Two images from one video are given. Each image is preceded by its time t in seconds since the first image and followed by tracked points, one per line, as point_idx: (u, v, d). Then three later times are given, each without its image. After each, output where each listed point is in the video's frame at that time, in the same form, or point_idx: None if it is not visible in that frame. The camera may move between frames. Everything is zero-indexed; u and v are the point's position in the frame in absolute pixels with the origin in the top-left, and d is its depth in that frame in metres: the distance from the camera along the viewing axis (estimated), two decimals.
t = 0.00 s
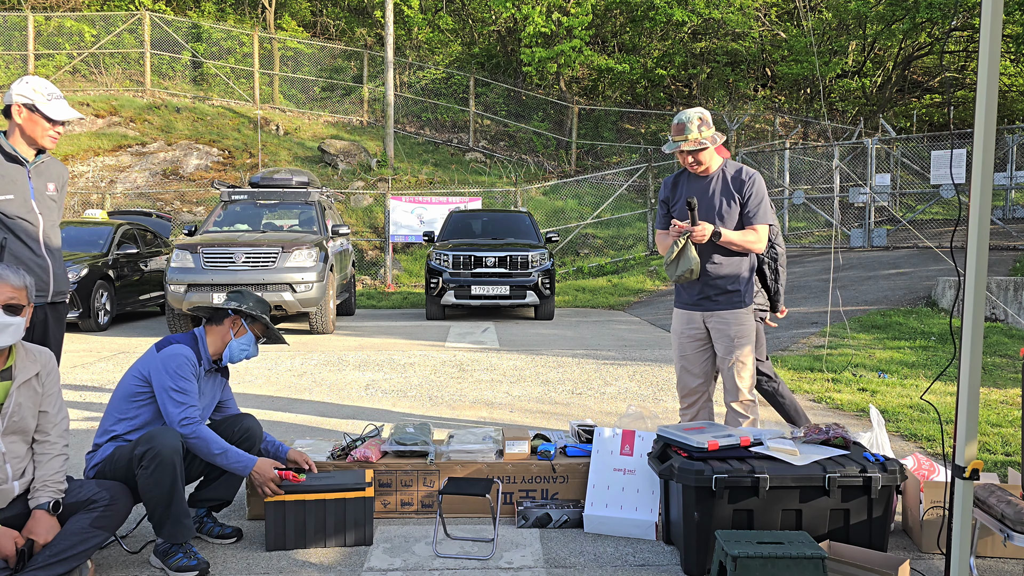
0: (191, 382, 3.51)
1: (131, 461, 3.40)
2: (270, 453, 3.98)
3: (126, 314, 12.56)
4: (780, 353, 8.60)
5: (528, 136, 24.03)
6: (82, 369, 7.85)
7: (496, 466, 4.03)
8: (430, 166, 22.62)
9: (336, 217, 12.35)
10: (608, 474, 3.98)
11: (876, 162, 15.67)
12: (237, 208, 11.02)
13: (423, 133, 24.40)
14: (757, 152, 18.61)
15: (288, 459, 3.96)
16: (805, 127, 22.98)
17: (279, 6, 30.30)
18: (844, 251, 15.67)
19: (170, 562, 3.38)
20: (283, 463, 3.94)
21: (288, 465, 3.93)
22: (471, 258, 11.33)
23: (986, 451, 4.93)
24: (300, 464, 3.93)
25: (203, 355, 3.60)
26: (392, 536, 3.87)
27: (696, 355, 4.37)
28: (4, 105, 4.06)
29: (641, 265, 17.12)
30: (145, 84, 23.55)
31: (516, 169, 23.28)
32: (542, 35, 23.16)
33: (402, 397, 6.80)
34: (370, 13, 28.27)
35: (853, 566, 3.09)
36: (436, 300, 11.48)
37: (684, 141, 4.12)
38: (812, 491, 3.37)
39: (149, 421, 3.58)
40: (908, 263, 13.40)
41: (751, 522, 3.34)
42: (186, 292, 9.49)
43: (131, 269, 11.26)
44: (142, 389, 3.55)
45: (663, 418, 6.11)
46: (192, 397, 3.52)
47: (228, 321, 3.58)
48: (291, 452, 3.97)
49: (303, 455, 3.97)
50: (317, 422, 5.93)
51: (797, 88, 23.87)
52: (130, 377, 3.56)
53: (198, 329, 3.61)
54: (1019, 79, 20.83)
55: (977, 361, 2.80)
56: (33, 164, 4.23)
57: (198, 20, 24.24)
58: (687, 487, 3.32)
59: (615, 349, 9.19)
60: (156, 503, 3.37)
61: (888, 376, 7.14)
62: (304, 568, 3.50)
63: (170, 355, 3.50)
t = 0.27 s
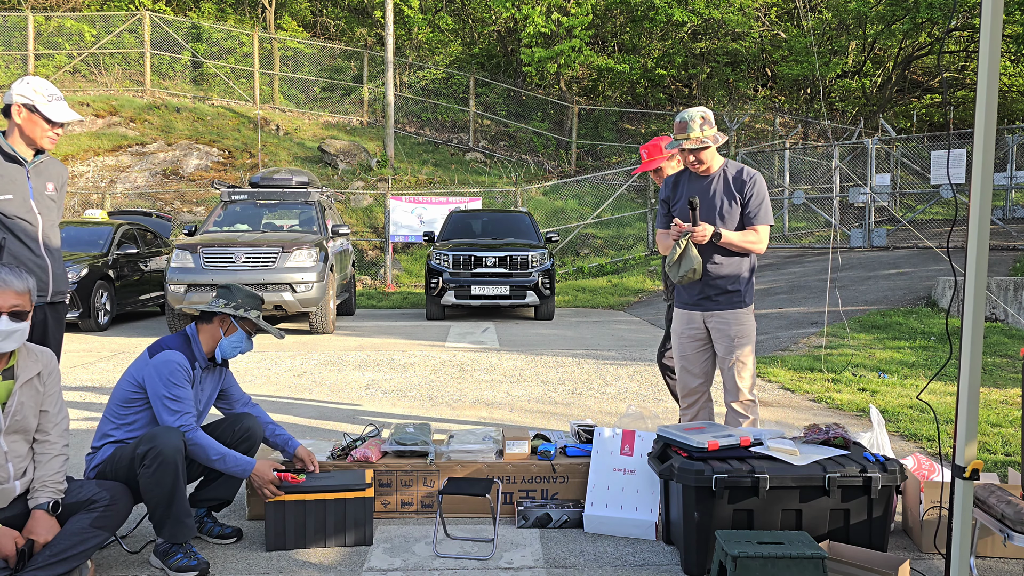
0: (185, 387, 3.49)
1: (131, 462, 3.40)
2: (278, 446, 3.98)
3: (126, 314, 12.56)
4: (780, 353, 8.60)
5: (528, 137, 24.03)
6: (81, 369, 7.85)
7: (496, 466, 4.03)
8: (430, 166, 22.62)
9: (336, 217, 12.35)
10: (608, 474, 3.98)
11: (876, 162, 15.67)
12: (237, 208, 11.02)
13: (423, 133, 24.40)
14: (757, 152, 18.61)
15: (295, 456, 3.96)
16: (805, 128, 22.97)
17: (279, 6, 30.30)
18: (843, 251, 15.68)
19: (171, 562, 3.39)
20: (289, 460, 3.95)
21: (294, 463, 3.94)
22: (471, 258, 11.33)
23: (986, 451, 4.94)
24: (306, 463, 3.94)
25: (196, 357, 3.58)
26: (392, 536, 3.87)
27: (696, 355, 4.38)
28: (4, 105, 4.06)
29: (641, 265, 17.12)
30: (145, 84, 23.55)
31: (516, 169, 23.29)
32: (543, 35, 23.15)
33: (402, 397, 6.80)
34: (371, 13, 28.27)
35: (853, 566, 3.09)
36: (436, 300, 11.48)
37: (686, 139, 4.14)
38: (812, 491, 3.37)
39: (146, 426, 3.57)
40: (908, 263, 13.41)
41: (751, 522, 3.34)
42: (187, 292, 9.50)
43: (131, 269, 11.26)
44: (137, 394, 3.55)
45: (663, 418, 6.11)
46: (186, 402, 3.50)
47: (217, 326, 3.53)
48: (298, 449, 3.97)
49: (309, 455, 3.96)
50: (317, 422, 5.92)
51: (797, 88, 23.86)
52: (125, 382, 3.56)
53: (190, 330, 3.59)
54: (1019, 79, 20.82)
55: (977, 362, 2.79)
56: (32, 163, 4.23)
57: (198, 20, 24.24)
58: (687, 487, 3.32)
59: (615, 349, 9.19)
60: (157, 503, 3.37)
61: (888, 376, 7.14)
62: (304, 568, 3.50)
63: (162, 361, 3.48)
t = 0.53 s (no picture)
0: (177, 392, 3.47)
1: (129, 463, 3.39)
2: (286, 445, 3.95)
3: (126, 315, 12.55)
4: (780, 353, 8.60)
5: (528, 137, 24.03)
6: (81, 369, 7.85)
7: (496, 466, 4.03)
8: (430, 166, 22.62)
9: (336, 217, 12.34)
10: (608, 474, 3.98)
11: (876, 162, 15.66)
12: (237, 208, 11.02)
13: (423, 133, 24.41)
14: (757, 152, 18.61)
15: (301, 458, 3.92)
16: (805, 128, 22.97)
17: (279, 6, 30.30)
18: (843, 251, 15.68)
19: (171, 562, 3.38)
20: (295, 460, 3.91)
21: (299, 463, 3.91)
22: (471, 258, 11.32)
23: (986, 451, 4.94)
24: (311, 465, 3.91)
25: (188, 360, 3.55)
26: (392, 536, 3.87)
27: (697, 355, 4.38)
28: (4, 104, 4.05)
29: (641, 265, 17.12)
30: (145, 84, 23.54)
31: (516, 169, 23.30)
32: (542, 35, 23.14)
33: (402, 397, 6.80)
34: (370, 13, 28.26)
35: (852, 566, 3.09)
36: (436, 300, 11.48)
37: (692, 136, 4.12)
38: (812, 491, 3.37)
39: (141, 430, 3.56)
40: (908, 263, 13.41)
41: (751, 522, 3.34)
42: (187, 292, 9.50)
43: (131, 269, 11.26)
44: (130, 399, 3.53)
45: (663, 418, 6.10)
46: (179, 408, 3.48)
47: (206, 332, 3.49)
48: (304, 449, 3.93)
49: (315, 456, 3.92)
50: (317, 422, 5.92)
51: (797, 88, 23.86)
52: (117, 387, 3.54)
53: (179, 332, 3.55)
54: (1019, 79, 20.83)
55: (977, 362, 2.80)
56: (32, 164, 4.23)
57: (198, 20, 24.23)
58: (687, 487, 3.32)
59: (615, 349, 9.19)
60: (157, 503, 3.37)
61: (888, 376, 7.14)
62: (304, 568, 3.50)
63: (151, 368, 3.45)
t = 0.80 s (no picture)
0: (172, 397, 3.45)
1: (127, 464, 3.39)
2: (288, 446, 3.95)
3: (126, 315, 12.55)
4: (780, 353, 8.60)
5: (528, 136, 24.03)
6: (81, 369, 7.85)
7: (496, 466, 4.03)
8: (430, 166, 22.62)
9: (336, 217, 12.34)
10: (608, 475, 3.98)
11: (876, 162, 15.66)
12: (237, 208, 11.02)
13: (423, 132, 24.43)
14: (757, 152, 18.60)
15: (304, 458, 3.93)
16: (805, 127, 22.98)
17: (279, 6, 30.30)
18: (843, 251, 15.68)
19: (170, 562, 3.38)
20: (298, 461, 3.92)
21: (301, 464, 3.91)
22: (471, 258, 11.32)
23: (986, 451, 4.94)
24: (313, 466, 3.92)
25: (184, 365, 3.52)
26: (392, 536, 3.87)
27: (702, 356, 4.37)
28: (7, 104, 4.05)
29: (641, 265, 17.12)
30: (145, 84, 23.54)
31: (515, 169, 23.30)
32: (542, 35, 23.13)
33: (402, 397, 6.80)
34: (370, 13, 28.25)
35: (852, 566, 3.09)
36: (436, 300, 11.48)
37: (705, 132, 4.11)
38: (812, 491, 3.37)
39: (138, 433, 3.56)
40: (908, 263, 13.41)
41: (751, 523, 3.34)
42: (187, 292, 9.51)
43: (131, 269, 11.26)
44: (126, 403, 3.53)
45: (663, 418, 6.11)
46: (176, 413, 3.47)
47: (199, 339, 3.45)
48: (307, 451, 3.94)
49: (317, 456, 3.94)
50: (317, 422, 5.92)
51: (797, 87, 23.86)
52: (114, 391, 3.54)
53: (174, 335, 3.53)
54: (1019, 79, 20.83)
55: (977, 362, 2.80)
56: (33, 164, 4.22)
57: (197, 20, 24.22)
58: (687, 487, 3.32)
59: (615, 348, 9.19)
60: (155, 504, 3.37)
61: (888, 376, 7.15)
62: (304, 568, 3.50)
63: (145, 373, 3.42)
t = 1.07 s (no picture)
0: (172, 400, 3.45)
1: (127, 464, 3.39)
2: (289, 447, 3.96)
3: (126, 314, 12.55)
4: (780, 353, 8.60)
5: (528, 136, 24.04)
6: (81, 369, 7.85)
7: (496, 466, 4.03)
8: (430, 166, 22.63)
9: (336, 217, 12.35)
10: (608, 474, 3.98)
11: (876, 162, 15.66)
12: (237, 208, 11.03)
13: (423, 133, 24.42)
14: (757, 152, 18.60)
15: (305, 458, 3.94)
16: (805, 128, 22.98)
17: (279, 6, 30.30)
18: (844, 251, 15.68)
19: (170, 562, 3.38)
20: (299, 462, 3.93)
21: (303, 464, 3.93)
22: (471, 258, 11.32)
23: (986, 451, 4.94)
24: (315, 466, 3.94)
25: (183, 367, 3.52)
26: (392, 535, 3.87)
27: (709, 357, 4.36)
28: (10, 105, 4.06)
29: (641, 265, 17.14)
30: (145, 84, 23.55)
31: (516, 169, 23.31)
32: (542, 35, 23.12)
33: (402, 397, 6.80)
34: (371, 13, 28.25)
35: (852, 566, 3.09)
36: (436, 300, 11.48)
37: (719, 128, 4.13)
38: (812, 491, 3.37)
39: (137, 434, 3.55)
40: (908, 263, 13.41)
41: (751, 523, 3.34)
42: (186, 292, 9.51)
43: (131, 269, 11.27)
44: (126, 404, 3.53)
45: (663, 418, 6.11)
46: (176, 415, 3.46)
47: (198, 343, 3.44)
48: (308, 451, 3.95)
49: (319, 456, 3.96)
50: (317, 422, 5.92)
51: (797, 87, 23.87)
52: (113, 392, 3.54)
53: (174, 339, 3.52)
54: (1019, 79, 20.83)
55: (977, 361, 2.80)
56: (36, 164, 4.23)
57: (197, 20, 24.22)
58: (687, 487, 3.32)
59: (615, 349, 9.19)
60: (155, 504, 3.37)
61: (888, 376, 7.15)
62: (304, 569, 3.49)
63: (144, 376, 3.42)
